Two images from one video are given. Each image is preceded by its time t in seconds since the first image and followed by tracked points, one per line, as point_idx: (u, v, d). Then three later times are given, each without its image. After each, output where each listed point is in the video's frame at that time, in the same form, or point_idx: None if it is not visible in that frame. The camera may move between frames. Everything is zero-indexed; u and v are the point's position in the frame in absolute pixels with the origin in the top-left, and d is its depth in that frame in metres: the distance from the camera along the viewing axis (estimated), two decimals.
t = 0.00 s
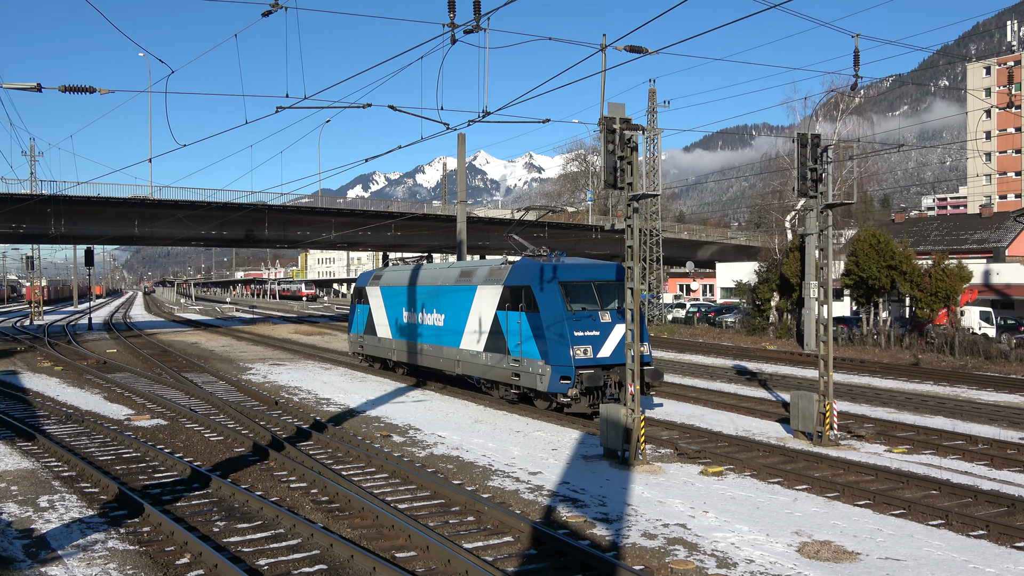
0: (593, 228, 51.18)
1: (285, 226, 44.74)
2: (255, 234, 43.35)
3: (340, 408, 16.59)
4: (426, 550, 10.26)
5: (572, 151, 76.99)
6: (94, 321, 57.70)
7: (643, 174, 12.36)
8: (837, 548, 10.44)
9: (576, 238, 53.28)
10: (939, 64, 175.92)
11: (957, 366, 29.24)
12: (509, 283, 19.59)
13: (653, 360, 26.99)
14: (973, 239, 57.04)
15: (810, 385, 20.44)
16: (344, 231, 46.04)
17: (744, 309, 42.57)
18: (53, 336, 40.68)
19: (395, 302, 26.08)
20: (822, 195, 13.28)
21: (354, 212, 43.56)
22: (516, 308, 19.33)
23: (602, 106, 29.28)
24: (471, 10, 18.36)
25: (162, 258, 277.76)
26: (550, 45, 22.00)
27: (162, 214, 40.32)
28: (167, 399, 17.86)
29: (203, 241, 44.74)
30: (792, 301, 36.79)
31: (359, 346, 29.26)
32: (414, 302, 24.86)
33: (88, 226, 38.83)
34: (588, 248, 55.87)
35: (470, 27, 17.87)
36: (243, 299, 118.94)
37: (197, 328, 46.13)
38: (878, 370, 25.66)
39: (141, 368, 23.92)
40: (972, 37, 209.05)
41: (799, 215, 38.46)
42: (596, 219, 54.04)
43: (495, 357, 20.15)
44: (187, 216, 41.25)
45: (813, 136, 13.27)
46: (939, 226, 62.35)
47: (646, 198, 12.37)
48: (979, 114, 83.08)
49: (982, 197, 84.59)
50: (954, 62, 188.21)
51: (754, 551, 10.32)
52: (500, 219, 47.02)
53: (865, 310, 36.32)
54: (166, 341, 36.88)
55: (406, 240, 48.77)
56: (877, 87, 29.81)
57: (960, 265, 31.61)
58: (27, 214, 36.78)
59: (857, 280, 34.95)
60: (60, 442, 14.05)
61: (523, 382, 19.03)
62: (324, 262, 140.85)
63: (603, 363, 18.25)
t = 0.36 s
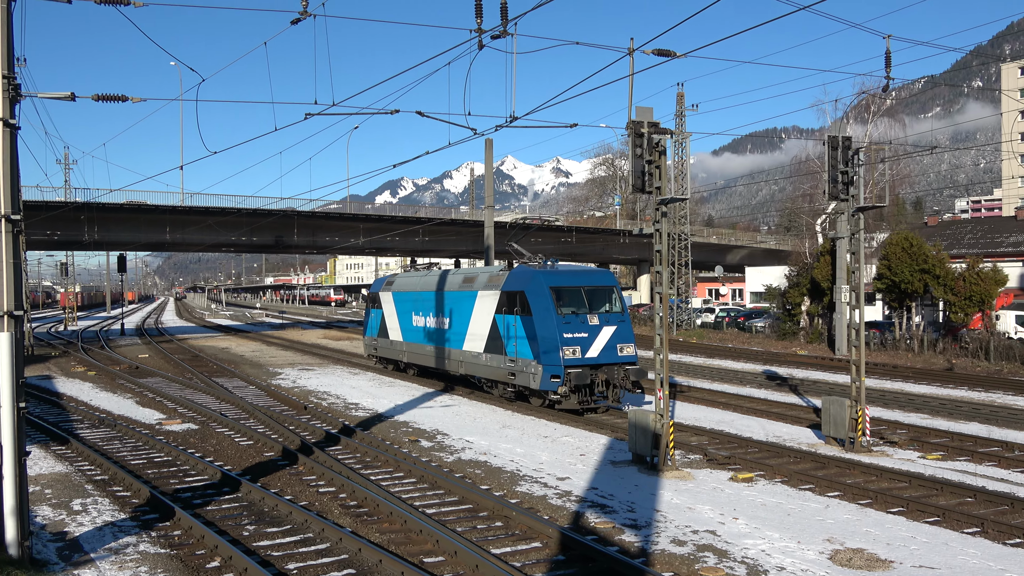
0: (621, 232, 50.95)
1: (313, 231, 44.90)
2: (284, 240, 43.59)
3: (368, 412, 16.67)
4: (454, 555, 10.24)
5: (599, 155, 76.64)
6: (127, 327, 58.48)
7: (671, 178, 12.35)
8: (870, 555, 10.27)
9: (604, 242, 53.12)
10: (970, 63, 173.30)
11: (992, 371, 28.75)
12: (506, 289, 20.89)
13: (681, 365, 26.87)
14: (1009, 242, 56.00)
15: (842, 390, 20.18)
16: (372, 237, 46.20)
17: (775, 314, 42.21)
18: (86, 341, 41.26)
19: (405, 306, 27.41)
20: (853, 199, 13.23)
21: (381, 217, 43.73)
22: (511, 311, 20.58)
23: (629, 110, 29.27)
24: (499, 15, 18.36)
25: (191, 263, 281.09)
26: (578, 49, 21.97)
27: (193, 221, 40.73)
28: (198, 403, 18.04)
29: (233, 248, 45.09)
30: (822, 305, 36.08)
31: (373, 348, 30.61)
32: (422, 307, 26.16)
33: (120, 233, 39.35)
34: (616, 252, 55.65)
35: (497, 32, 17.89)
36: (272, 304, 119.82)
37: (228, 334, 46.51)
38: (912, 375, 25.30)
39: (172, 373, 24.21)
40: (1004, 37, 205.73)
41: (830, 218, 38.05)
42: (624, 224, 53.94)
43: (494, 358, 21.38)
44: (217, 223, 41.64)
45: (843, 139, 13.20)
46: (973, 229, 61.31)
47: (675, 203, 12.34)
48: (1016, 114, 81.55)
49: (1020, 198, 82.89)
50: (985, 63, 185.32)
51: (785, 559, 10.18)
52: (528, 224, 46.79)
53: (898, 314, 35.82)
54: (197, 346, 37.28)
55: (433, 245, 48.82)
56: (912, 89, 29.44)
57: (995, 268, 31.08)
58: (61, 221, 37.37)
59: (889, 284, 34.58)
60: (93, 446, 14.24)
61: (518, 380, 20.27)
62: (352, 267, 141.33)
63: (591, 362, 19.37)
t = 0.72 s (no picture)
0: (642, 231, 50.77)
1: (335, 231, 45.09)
2: (307, 240, 43.78)
3: (390, 412, 16.73)
4: (476, 554, 10.24)
5: (620, 154, 76.32)
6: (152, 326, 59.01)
7: (693, 176, 12.31)
8: (895, 557, 10.18)
9: (625, 241, 53.01)
10: (995, 59, 170.97)
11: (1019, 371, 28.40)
12: (499, 288, 22.46)
13: (701, 364, 26.82)
14: None
15: (865, 390, 20.05)
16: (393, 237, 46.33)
17: (797, 313, 42.07)
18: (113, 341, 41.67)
19: (411, 305, 29.16)
20: (876, 197, 13.19)
21: (402, 217, 43.83)
22: (505, 310, 22.16)
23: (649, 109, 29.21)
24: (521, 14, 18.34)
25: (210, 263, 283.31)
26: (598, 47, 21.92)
27: (217, 221, 41.01)
28: (221, 402, 18.17)
29: (256, 248, 45.33)
30: (845, 305, 35.76)
31: (381, 345, 32.42)
32: (426, 306, 27.88)
33: (145, 233, 39.69)
34: (637, 252, 55.56)
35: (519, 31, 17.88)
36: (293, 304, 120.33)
37: (250, 333, 46.81)
38: (937, 375, 25.04)
39: (195, 372, 24.42)
40: None
41: (853, 217, 37.79)
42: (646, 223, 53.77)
43: (490, 354, 23.03)
44: (241, 223, 41.87)
45: (867, 136, 13.15)
46: (1000, 228, 60.49)
47: (696, 201, 12.31)
48: None
49: None
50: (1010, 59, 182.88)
51: (808, 560, 10.11)
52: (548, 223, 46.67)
53: (922, 313, 35.54)
54: (221, 345, 37.53)
55: (453, 245, 48.89)
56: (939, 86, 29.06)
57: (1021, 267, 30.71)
58: (87, 222, 37.74)
59: (913, 283, 34.30)
60: (118, 444, 14.37)
61: (510, 374, 21.90)
62: (372, 266, 141.46)
63: (577, 357, 20.91)
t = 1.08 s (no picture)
0: (664, 224, 50.50)
1: (355, 225, 45.19)
2: (327, 234, 43.87)
3: (411, 406, 16.69)
4: (496, 549, 10.17)
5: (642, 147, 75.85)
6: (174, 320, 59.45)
7: (716, 169, 12.21)
8: (921, 554, 10.01)
9: (647, 235, 52.80)
10: None
11: None
12: (496, 283, 24.14)
13: (723, 359, 26.66)
14: None
15: (892, 385, 19.83)
16: (413, 231, 46.35)
17: (822, 307, 41.68)
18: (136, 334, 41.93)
19: (417, 299, 31.03)
20: (903, 188, 13.03)
21: (422, 211, 43.75)
22: (501, 304, 23.87)
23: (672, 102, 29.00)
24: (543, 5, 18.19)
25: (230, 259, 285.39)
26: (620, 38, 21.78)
27: (238, 216, 41.15)
28: (241, 396, 18.20)
29: (276, 242, 45.49)
30: (871, 299, 35.41)
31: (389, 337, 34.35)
32: (431, 299, 29.76)
33: (166, 228, 39.92)
34: (659, 245, 55.38)
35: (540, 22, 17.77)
36: (314, 298, 120.81)
37: (271, 328, 47.04)
38: (966, 370, 24.71)
39: (216, 366, 24.56)
40: None
41: (880, 210, 37.44)
42: (669, 217, 53.49)
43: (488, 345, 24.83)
44: (261, 218, 41.96)
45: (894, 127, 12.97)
46: None
47: (719, 194, 12.20)
48: None
49: None
50: None
51: (833, 557, 9.95)
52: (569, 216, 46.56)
53: (950, 307, 35.15)
54: (242, 339, 37.74)
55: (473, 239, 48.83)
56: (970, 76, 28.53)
57: None
58: (107, 217, 37.92)
59: (942, 277, 33.95)
60: (140, 438, 14.43)
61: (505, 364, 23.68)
62: (392, 260, 141.49)
63: (568, 347, 22.59)
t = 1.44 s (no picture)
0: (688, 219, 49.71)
1: (366, 220, 44.66)
2: (336, 229, 43.65)
3: (423, 408, 16.19)
4: (513, 558, 9.64)
5: (664, 139, 74.84)
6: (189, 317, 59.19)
7: (743, 161, 11.58)
8: (962, 566, 9.41)
9: (670, 229, 52.05)
10: None
11: None
12: (490, 280, 24.90)
13: (749, 360, 25.98)
14: None
15: (928, 388, 19.15)
16: (426, 225, 45.78)
17: (856, 304, 39.21)
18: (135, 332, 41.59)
19: (415, 296, 31.64)
20: (941, 181, 12.58)
21: (436, 205, 43.17)
22: (494, 301, 24.64)
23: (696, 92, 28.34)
24: None
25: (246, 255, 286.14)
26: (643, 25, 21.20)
27: (244, 210, 40.79)
28: (248, 397, 17.75)
29: (284, 237, 45.17)
30: (907, 296, 34.56)
31: (389, 334, 34.82)
32: (428, 297, 30.39)
33: (169, 222, 39.61)
34: (682, 240, 54.69)
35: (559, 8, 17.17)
36: (331, 295, 120.51)
37: (280, 326, 46.63)
38: (1006, 371, 23.92)
39: (222, 365, 24.14)
40: None
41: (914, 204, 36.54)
42: (693, 211, 52.72)
43: (482, 341, 25.51)
44: (268, 212, 41.55)
45: (931, 117, 12.54)
46: None
47: (746, 187, 11.63)
48: None
49: None
50: None
51: (868, 569, 9.36)
52: (588, 211, 45.83)
53: (989, 306, 34.27)
54: (251, 337, 37.31)
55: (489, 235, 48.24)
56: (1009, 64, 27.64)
57: None
58: (109, 212, 37.61)
59: (980, 273, 33.12)
60: (143, 440, 14.00)
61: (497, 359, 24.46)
62: (406, 256, 140.67)
63: (558, 343, 23.39)
